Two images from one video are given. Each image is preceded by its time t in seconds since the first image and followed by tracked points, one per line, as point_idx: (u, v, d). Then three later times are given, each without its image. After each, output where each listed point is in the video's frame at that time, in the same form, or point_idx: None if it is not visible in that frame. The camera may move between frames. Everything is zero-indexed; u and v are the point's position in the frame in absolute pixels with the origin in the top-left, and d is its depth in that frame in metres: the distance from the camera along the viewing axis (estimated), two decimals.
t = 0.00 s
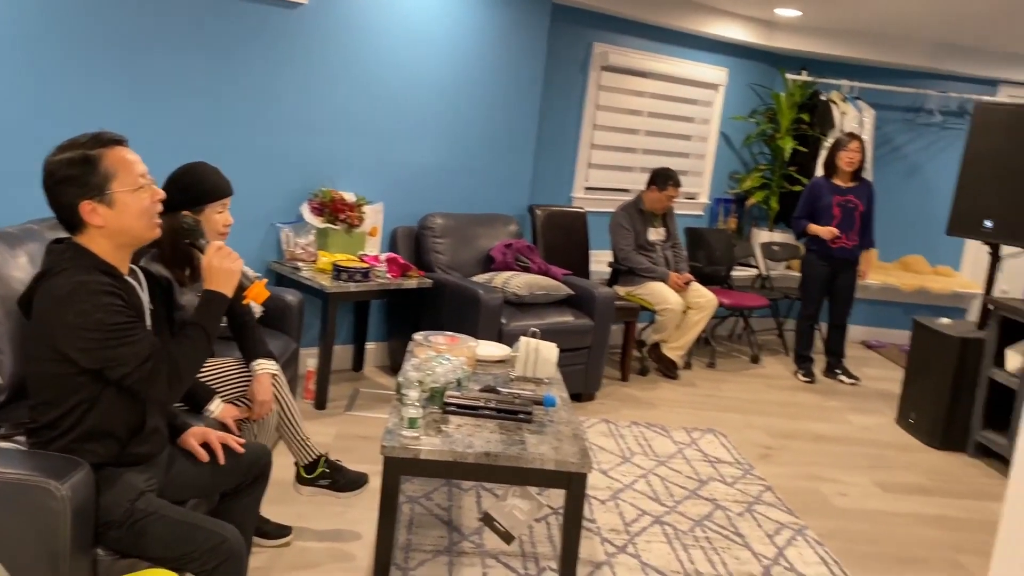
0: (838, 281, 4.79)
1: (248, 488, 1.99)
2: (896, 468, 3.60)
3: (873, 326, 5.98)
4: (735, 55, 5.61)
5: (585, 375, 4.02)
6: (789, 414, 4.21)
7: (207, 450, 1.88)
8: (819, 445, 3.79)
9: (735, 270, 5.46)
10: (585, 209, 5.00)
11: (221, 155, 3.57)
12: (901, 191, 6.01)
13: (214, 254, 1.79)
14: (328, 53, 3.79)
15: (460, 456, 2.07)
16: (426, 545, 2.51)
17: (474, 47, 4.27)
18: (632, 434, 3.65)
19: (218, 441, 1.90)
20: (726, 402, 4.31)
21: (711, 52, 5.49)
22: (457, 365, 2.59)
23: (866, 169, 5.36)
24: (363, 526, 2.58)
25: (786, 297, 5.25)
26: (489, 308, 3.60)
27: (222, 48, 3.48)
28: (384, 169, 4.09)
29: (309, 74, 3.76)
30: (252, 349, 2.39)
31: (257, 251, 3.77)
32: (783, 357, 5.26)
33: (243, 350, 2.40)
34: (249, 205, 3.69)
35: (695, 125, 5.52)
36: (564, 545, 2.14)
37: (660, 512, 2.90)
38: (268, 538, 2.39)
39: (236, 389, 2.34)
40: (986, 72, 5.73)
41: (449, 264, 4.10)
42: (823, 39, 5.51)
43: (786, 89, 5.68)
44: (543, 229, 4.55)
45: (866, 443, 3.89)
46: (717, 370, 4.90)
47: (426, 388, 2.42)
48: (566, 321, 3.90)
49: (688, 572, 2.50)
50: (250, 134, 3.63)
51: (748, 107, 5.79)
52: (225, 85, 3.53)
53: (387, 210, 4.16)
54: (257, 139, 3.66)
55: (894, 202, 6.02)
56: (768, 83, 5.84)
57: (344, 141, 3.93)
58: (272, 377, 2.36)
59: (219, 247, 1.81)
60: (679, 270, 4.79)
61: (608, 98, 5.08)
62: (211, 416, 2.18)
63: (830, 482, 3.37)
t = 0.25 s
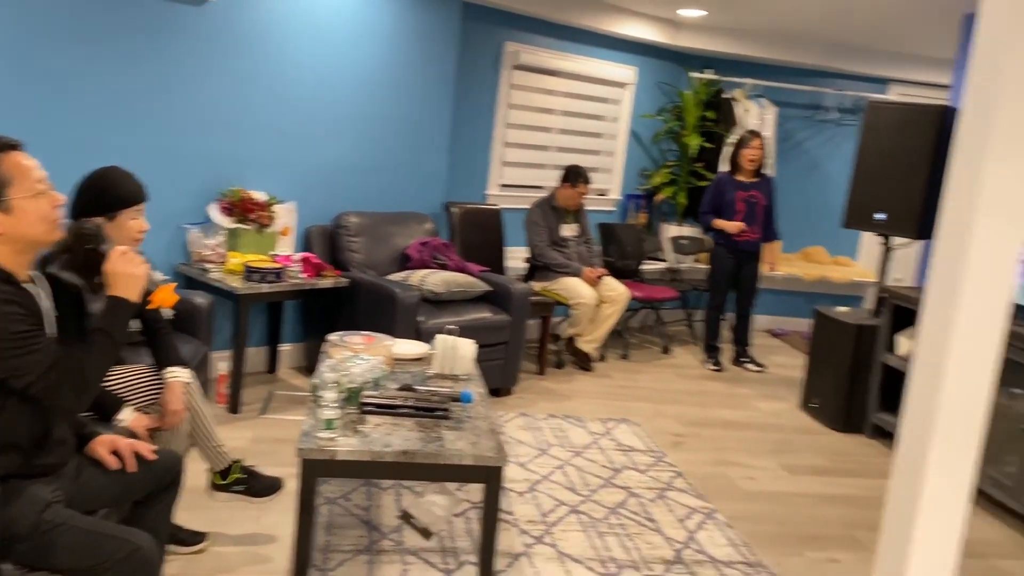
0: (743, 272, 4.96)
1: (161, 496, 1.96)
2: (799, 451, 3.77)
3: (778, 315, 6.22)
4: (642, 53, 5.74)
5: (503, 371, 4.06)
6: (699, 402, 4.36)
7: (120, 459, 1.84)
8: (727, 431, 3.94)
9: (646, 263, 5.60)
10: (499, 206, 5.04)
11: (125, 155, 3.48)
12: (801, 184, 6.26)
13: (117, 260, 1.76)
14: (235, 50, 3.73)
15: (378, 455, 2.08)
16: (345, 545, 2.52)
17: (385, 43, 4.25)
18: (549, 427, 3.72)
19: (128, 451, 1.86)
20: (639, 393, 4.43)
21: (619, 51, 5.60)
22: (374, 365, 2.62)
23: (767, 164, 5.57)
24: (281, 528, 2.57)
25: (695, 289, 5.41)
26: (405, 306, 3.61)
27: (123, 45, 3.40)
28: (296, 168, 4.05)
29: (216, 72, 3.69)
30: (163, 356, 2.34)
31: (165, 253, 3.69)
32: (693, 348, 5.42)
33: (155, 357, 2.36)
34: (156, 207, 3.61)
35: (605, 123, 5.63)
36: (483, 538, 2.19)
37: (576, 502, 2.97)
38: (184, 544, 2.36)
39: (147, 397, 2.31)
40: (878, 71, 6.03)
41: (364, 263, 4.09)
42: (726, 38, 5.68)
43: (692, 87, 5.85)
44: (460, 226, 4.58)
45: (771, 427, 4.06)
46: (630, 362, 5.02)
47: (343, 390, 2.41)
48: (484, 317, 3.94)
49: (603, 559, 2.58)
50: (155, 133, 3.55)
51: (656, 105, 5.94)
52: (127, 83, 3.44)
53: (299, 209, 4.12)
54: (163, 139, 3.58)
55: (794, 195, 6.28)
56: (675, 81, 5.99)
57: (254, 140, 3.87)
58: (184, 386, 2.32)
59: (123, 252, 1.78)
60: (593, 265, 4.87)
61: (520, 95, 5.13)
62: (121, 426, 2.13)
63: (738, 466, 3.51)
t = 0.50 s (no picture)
0: (659, 267, 5.07)
1: (67, 508, 1.90)
2: (713, 439, 3.89)
3: (693, 307, 6.38)
4: (557, 52, 5.80)
5: (425, 369, 4.05)
6: (618, 395, 4.44)
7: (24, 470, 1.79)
8: (645, 422, 4.02)
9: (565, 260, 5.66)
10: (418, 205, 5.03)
11: (24, 156, 3.35)
12: (712, 179, 6.44)
13: (13, 268, 1.82)
14: (140, 47, 3.63)
15: (293, 459, 2.07)
16: (264, 551, 2.49)
17: (294, 36, 4.18)
18: (470, 424, 3.73)
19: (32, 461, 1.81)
20: (560, 387, 4.48)
21: (534, 50, 5.65)
22: (290, 368, 2.58)
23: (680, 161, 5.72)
24: (196, 537, 2.52)
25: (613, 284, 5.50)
26: (323, 308, 3.57)
27: (20, 41, 3.26)
28: (207, 168, 3.97)
29: (120, 69, 3.58)
30: (68, 365, 2.27)
31: (69, 256, 3.56)
32: (612, 341, 5.52)
33: (59, 366, 2.28)
34: (58, 209, 3.48)
35: (522, 121, 5.67)
36: (403, 537, 2.19)
37: (497, 498, 3.00)
38: (94, 557, 2.28)
39: (51, 407, 2.23)
40: (783, 70, 6.24)
41: (280, 264, 4.03)
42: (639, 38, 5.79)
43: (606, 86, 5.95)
44: (379, 226, 4.55)
45: (687, 417, 4.17)
46: (551, 357, 5.07)
47: (256, 394, 2.39)
48: (403, 317, 3.93)
49: (523, 553, 2.61)
50: (55, 133, 3.42)
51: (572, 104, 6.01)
52: (25, 81, 3.30)
53: (211, 210, 4.04)
54: (65, 139, 3.46)
55: (706, 190, 6.46)
56: (590, 80, 6.07)
57: (161, 140, 3.77)
58: (90, 395, 2.25)
59: (18, 260, 1.84)
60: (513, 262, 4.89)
61: (437, 94, 5.13)
62: (23, 438, 2.05)
63: (655, 456, 3.59)
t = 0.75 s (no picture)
0: (560, 265, 5.13)
1: None
2: (614, 432, 3.96)
3: (595, 303, 6.47)
4: (456, 51, 5.80)
5: (325, 373, 4.00)
6: (521, 392, 4.47)
7: None
8: (548, 418, 4.07)
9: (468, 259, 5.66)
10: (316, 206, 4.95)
11: None
12: (611, 178, 6.60)
13: None
14: (13, 44, 3.45)
15: (180, 471, 2.01)
16: (154, 566, 2.41)
17: (180, 31, 4.05)
18: (372, 427, 3.70)
19: None
20: (463, 386, 4.49)
21: (432, 49, 5.63)
22: (176, 376, 2.50)
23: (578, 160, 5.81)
24: (80, 555, 2.42)
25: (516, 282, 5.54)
26: (215, 313, 3.49)
27: None
28: (90, 171, 3.81)
29: None
30: None
31: None
32: (516, 339, 5.55)
33: None
34: None
35: (422, 120, 5.65)
36: (297, 544, 2.16)
37: (398, 500, 2.99)
38: None
39: None
40: (677, 70, 6.40)
41: (170, 269, 3.91)
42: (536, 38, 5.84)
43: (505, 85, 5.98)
44: (274, 228, 4.46)
45: (589, 411, 4.23)
46: (456, 356, 5.06)
47: (142, 405, 2.30)
48: (300, 320, 3.87)
49: (423, 554, 2.61)
50: None
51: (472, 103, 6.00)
52: None
53: (95, 214, 3.87)
54: None
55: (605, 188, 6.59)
56: (492, 81, 6.08)
57: (39, 141, 3.60)
58: None
59: None
60: (414, 262, 4.87)
61: (333, 93, 5.06)
62: None
63: (557, 451, 3.64)
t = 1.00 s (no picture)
0: (478, 265, 5.11)
1: None
2: (531, 430, 3.98)
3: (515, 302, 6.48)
4: (369, 51, 5.74)
5: (236, 379, 3.91)
6: (439, 392, 4.46)
7: None
8: (466, 418, 4.06)
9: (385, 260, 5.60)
10: (225, 208, 4.83)
11: None
12: (527, 177, 6.64)
13: None
14: None
15: (76, 485, 1.93)
16: None
17: (83, 30, 3.90)
18: (286, 433, 3.63)
19: None
20: (380, 388, 4.44)
21: (344, 48, 5.56)
22: (71, 387, 2.40)
23: (493, 160, 5.83)
24: None
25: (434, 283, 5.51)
26: (118, 320, 3.36)
27: None
28: None
29: None
30: None
31: None
32: (435, 340, 5.53)
33: None
34: None
35: (335, 120, 5.57)
36: (203, 557, 2.10)
37: (311, 506, 2.94)
38: None
39: None
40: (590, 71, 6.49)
41: (69, 275, 3.76)
42: (450, 38, 5.83)
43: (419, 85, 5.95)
44: (180, 232, 4.33)
45: (507, 410, 4.24)
46: (374, 358, 5.01)
47: (34, 418, 2.19)
48: (209, 325, 3.78)
49: (337, 560, 2.57)
50: None
51: (386, 102, 5.93)
52: None
53: None
54: None
55: (521, 188, 6.62)
56: (405, 80, 6.03)
57: None
58: None
59: None
60: (328, 264, 4.81)
61: (241, 92, 4.95)
62: None
63: (475, 451, 3.64)
